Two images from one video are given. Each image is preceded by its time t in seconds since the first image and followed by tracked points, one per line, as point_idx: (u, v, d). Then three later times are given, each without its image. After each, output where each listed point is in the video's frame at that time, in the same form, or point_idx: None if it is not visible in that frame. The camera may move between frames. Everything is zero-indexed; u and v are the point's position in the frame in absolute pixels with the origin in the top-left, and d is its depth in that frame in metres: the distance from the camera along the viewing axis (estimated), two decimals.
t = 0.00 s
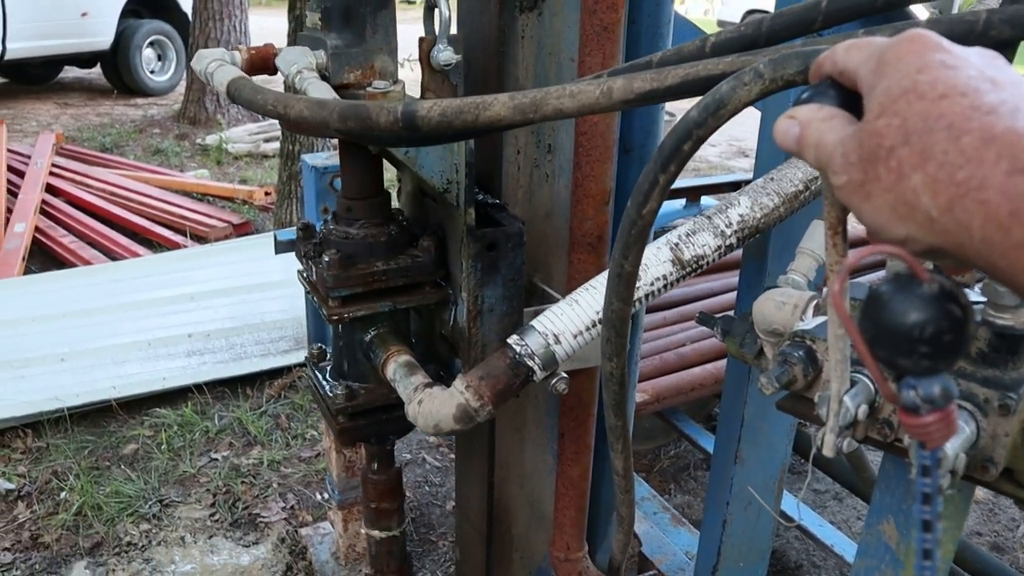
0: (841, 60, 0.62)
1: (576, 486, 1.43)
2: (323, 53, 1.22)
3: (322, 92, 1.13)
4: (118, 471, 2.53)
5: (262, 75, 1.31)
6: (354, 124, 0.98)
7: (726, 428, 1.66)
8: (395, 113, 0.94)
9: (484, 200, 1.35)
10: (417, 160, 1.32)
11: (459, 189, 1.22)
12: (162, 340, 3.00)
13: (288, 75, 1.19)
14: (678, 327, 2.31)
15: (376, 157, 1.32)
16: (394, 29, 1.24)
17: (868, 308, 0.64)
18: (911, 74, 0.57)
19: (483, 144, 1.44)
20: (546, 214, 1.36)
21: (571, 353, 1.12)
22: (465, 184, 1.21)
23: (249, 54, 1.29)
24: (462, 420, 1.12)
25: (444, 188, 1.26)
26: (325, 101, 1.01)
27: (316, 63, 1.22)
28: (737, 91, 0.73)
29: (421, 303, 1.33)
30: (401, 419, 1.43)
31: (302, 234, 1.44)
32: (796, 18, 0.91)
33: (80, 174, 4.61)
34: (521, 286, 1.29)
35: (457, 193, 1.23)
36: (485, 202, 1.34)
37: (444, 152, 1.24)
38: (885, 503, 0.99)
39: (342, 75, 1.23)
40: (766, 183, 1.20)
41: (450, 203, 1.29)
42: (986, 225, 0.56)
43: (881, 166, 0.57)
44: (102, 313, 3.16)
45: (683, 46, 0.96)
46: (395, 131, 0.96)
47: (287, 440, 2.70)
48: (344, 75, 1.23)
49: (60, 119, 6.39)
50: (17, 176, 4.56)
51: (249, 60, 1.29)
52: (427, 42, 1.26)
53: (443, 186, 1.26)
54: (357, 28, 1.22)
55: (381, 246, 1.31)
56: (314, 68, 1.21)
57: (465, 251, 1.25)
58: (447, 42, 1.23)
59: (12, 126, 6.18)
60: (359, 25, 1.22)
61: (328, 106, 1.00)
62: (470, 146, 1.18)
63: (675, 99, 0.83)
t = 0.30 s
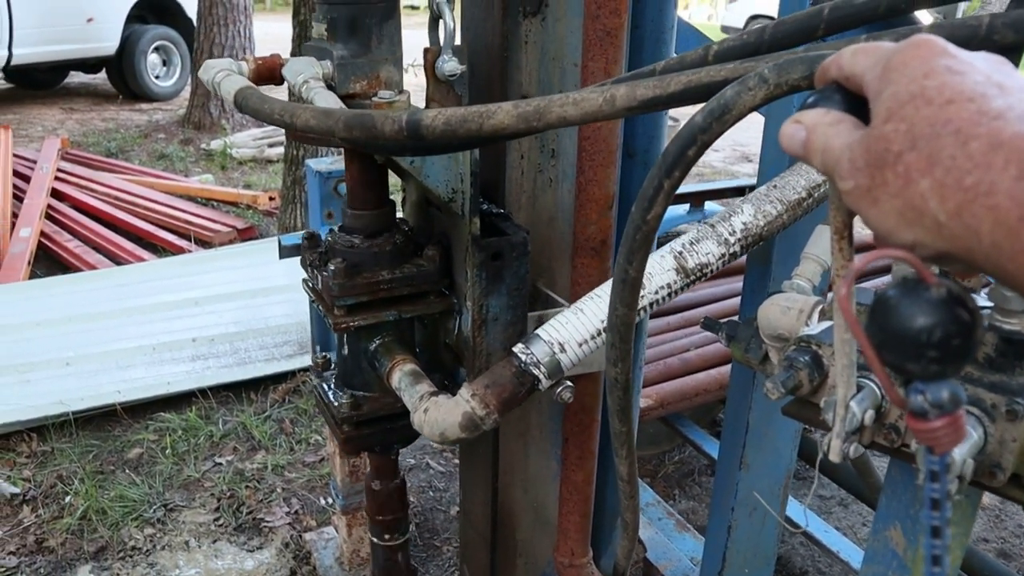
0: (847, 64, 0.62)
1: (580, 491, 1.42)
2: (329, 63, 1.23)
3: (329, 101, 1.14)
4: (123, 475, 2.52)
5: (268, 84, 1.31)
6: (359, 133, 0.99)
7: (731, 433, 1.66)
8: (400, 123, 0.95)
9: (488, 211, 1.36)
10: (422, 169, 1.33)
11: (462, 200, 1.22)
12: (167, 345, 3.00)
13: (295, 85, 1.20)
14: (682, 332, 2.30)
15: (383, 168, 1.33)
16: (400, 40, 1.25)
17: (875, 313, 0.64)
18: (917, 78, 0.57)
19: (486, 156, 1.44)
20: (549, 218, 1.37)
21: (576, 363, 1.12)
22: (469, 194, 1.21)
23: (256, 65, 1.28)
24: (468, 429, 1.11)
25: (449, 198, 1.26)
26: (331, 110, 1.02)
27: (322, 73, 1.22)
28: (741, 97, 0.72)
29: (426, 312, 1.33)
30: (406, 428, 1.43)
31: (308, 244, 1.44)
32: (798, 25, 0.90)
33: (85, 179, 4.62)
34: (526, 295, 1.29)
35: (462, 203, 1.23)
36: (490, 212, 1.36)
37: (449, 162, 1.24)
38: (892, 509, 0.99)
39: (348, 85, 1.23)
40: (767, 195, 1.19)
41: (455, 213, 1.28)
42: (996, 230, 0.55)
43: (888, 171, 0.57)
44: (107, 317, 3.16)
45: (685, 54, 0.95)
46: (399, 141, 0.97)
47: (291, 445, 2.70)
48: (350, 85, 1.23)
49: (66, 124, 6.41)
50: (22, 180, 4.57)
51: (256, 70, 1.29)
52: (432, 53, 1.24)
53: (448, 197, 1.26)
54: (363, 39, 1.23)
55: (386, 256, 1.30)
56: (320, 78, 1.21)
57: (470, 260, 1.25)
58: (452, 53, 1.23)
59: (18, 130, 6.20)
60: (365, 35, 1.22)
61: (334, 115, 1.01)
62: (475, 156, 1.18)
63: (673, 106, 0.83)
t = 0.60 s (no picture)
0: (858, 61, 0.62)
1: (584, 494, 1.41)
2: (333, 71, 1.23)
3: (332, 110, 1.13)
4: (128, 479, 2.52)
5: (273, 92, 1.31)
6: (362, 140, 0.98)
7: (736, 437, 1.65)
8: (403, 129, 0.95)
9: (492, 216, 1.34)
10: (425, 178, 1.29)
11: (466, 209, 1.23)
12: (172, 348, 3.00)
13: (297, 93, 1.19)
14: (686, 335, 2.30)
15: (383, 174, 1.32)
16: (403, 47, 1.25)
17: (884, 312, 0.63)
18: (930, 74, 0.56)
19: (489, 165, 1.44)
20: (554, 220, 1.36)
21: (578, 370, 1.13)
22: (472, 203, 1.22)
23: (260, 73, 1.28)
24: (471, 437, 1.10)
25: (452, 207, 1.25)
26: (334, 119, 1.02)
27: (325, 81, 1.22)
28: (750, 95, 0.72)
29: (429, 319, 1.33)
30: (410, 436, 1.43)
31: (311, 252, 1.45)
32: (801, 28, 0.90)
33: (90, 183, 4.63)
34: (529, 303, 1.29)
35: (464, 211, 1.23)
36: (493, 218, 1.34)
37: (452, 170, 1.24)
38: (899, 512, 0.98)
39: (352, 93, 1.23)
40: (771, 200, 1.18)
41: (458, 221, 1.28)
42: (1012, 227, 0.54)
43: (901, 168, 0.57)
44: (112, 321, 3.16)
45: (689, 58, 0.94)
46: (402, 147, 0.97)
47: (295, 448, 2.69)
48: (353, 92, 1.23)
49: (72, 128, 6.43)
50: (28, 184, 4.58)
51: (260, 78, 1.29)
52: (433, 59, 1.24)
53: (451, 204, 1.26)
54: (367, 46, 1.22)
55: (389, 263, 1.30)
56: (323, 86, 1.20)
57: (474, 268, 1.25)
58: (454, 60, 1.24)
59: (24, 135, 6.22)
60: (368, 43, 1.22)
61: (336, 124, 1.01)
62: (478, 164, 1.19)
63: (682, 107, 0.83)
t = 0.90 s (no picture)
0: (857, 66, 0.62)
1: (582, 497, 1.41)
2: (333, 79, 1.22)
3: (333, 118, 1.14)
4: (128, 480, 2.52)
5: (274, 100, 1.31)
6: (364, 149, 0.98)
7: (735, 439, 1.64)
8: (405, 137, 0.95)
9: (491, 224, 1.35)
10: (425, 186, 1.31)
11: (465, 216, 1.23)
12: (172, 349, 3.00)
13: (299, 101, 1.20)
14: (685, 337, 2.30)
15: (382, 183, 1.31)
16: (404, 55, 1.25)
17: (883, 319, 0.63)
18: (930, 80, 0.56)
19: (488, 172, 1.46)
20: (552, 223, 1.36)
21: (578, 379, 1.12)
22: (472, 210, 1.22)
23: (260, 81, 1.29)
24: (471, 445, 1.10)
25: (451, 215, 1.26)
26: (336, 127, 1.02)
27: (326, 90, 1.22)
28: (749, 100, 0.72)
29: (429, 327, 1.33)
30: (408, 443, 1.43)
31: (310, 258, 1.44)
32: (800, 35, 0.90)
33: (90, 184, 4.63)
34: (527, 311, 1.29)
35: (464, 219, 1.23)
36: (492, 225, 1.35)
37: (451, 179, 1.25)
38: (898, 516, 0.98)
39: (352, 101, 1.23)
40: (769, 208, 1.18)
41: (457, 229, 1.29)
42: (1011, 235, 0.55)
43: (900, 174, 0.57)
44: (112, 322, 3.16)
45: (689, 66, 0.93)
46: (404, 156, 0.96)
47: (295, 450, 2.69)
48: (354, 101, 1.23)
49: (72, 129, 6.43)
50: (28, 185, 4.58)
51: (261, 87, 1.28)
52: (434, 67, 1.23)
53: (450, 213, 1.27)
54: (367, 55, 1.22)
55: (389, 271, 1.30)
56: (324, 95, 1.20)
57: (472, 276, 1.25)
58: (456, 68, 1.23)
59: (24, 136, 6.22)
60: (369, 51, 1.22)
61: (339, 132, 1.01)
62: (478, 172, 1.18)
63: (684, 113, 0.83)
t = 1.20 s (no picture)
0: (847, 70, 0.61)
1: (578, 501, 1.40)
2: (327, 89, 1.23)
3: (326, 128, 1.14)
4: (124, 484, 2.52)
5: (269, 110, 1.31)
6: (354, 160, 0.98)
7: (730, 442, 1.65)
8: (395, 149, 0.95)
9: (485, 232, 1.35)
10: (419, 195, 1.32)
11: (459, 225, 1.23)
12: (169, 353, 3.00)
13: (291, 112, 1.19)
14: (681, 342, 2.30)
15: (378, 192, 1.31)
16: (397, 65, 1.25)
17: (872, 322, 0.63)
18: (919, 83, 0.56)
19: (486, 179, 1.46)
20: (548, 226, 1.36)
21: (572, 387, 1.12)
22: (466, 219, 1.22)
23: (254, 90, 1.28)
24: (463, 454, 1.11)
25: (445, 223, 1.26)
26: (326, 139, 1.02)
27: (319, 100, 1.22)
28: (742, 103, 0.72)
29: (422, 335, 1.32)
30: (403, 450, 1.42)
31: (306, 266, 1.44)
32: (789, 41, 0.90)
33: (87, 187, 4.63)
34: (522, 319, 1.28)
35: (458, 228, 1.23)
36: (487, 233, 1.35)
37: (445, 187, 1.24)
38: (891, 519, 0.98)
39: (346, 111, 1.23)
40: (763, 215, 1.18)
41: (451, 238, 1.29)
42: (1001, 238, 0.55)
43: (889, 177, 0.57)
44: (108, 326, 3.15)
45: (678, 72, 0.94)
46: (395, 166, 0.97)
47: (291, 453, 2.69)
48: (347, 110, 1.23)
49: (69, 133, 6.43)
50: (25, 188, 4.58)
51: (254, 96, 1.28)
52: (427, 77, 1.23)
53: (444, 221, 1.26)
54: (360, 65, 1.22)
55: (383, 280, 1.29)
56: (317, 105, 1.20)
57: (466, 285, 1.25)
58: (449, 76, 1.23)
59: (22, 139, 6.21)
60: (362, 61, 1.22)
61: (329, 144, 1.01)
62: (471, 181, 1.19)
63: (672, 119, 0.83)
